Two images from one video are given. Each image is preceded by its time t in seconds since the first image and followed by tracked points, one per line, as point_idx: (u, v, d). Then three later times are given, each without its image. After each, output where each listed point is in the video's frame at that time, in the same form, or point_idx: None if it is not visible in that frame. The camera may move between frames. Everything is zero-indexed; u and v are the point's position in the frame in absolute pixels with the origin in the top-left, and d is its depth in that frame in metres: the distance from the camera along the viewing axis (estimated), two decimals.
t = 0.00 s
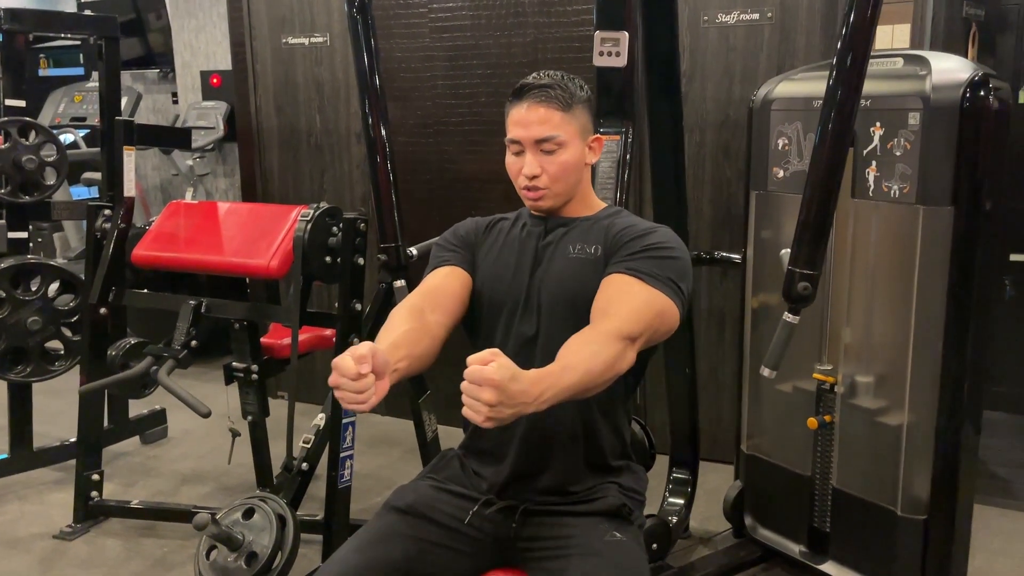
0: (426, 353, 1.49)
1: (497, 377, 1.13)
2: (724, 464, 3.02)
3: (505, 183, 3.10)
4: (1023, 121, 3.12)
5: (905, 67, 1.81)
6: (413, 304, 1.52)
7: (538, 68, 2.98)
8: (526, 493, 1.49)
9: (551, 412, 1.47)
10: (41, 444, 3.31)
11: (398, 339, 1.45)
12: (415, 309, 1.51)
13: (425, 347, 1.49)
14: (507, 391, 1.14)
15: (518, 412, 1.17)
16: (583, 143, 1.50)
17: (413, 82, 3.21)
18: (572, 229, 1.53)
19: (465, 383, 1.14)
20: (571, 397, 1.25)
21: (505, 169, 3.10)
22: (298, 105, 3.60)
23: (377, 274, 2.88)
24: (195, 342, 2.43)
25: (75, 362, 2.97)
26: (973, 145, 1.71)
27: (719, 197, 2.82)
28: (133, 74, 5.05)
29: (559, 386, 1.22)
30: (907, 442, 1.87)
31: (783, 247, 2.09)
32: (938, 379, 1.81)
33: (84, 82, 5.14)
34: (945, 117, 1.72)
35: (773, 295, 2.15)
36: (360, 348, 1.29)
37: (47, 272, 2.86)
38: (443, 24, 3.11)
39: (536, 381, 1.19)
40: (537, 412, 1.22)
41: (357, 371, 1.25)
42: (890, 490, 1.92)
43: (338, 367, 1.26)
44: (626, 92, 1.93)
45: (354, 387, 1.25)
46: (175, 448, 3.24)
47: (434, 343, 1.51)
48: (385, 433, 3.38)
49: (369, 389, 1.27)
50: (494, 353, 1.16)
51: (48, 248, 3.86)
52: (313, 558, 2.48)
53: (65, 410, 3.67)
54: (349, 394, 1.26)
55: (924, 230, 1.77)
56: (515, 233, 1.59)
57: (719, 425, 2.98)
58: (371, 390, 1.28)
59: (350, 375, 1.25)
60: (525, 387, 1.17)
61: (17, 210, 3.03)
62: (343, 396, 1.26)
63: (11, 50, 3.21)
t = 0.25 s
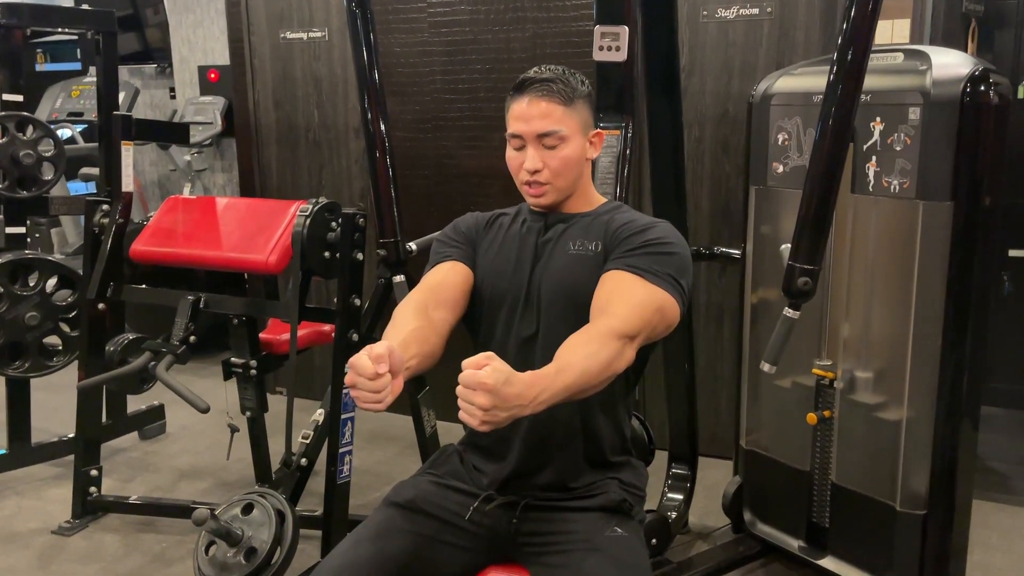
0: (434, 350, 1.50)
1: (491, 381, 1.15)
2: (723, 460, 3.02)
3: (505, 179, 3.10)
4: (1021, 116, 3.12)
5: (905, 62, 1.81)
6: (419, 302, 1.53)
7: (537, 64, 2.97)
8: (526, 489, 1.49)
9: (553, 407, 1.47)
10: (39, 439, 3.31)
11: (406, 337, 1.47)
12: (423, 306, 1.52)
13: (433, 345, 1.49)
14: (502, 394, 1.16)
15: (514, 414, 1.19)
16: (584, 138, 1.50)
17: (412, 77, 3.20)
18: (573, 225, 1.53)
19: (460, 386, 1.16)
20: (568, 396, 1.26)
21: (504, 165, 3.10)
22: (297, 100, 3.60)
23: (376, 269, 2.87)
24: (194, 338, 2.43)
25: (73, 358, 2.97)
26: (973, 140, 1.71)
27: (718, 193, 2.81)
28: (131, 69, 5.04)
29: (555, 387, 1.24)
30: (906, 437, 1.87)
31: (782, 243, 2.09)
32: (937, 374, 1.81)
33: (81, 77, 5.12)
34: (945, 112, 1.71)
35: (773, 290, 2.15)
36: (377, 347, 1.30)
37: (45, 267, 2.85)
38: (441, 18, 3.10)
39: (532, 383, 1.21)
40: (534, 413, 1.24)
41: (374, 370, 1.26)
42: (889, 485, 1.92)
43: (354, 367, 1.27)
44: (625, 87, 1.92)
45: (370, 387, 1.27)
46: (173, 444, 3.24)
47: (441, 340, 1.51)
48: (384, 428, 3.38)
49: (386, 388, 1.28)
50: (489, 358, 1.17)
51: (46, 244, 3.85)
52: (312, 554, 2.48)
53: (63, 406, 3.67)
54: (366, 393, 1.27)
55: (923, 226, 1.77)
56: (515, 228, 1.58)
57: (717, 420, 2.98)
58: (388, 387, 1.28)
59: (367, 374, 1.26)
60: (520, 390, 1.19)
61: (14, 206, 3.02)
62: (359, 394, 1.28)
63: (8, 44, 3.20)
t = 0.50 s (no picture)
0: (442, 346, 1.50)
1: (487, 377, 1.15)
2: (722, 457, 3.02)
3: (504, 176, 3.10)
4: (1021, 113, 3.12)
5: (905, 59, 1.81)
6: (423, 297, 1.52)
7: (536, 61, 2.97)
8: (526, 486, 1.49)
9: (553, 404, 1.47)
10: (38, 437, 3.31)
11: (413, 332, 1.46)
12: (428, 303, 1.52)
13: (440, 341, 1.49)
14: (499, 391, 1.16)
15: (511, 410, 1.19)
16: (586, 135, 1.50)
17: (412, 74, 3.20)
18: (573, 222, 1.53)
19: (456, 382, 1.16)
20: (566, 392, 1.26)
21: (503, 162, 3.09)
22: (296, 97, 3.59)
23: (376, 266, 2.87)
24: (193, 335, 2.42)
25: (72, 355, 2.97)
26: (974, 137, 1.71)
27: (718, 190, 2.81)
28: (129, 67, 5.03)
29: (553, 383, 1.24)
30: (906, 434, 1.87)
31: (782, 240, 2.09)
32: (937, 371, 1.81)
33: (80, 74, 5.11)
34: (945, 109, 1.71)
35: (773, 288, 2.15)
36: (390, 343, 1.30)
37: (44, 265, 2.85)
38: (441, 16, 3.10)
39: (529, 379, 1.21)
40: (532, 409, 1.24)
41: (391, 365, 1.26)
42: (889, 482, 1.92)
43: (370, 362, 1.27)
44: (625, 84, 1.92)
45: (387, 381, 1.26)
46: (172, 441, 3.23)
47: (447, 337, 1.51)
48: (383, 426, 3.38)
49: (402, 382, 1.28)
50: (486, 354, 1.17)
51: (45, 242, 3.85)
52: (312, 551, 2.48)
53: (62, 404, 3.67)
54: (382, 387, 1.27)
55: (924, 223, 1.77)
56: (516, 226, 1.58)
57: (716, 418, 2.98)
58: (403, 382, 1.28)
59: (383, 369, 1.26)
60: (517, 386, 1.19)
61: (13, 203, 3.01)
62: (375, 389, 1.27)
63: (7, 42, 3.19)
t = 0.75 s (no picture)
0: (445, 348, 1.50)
1: (472, 372, 1.16)
2: (722, 456, 3.02)
3: (504, 176, 3.09)
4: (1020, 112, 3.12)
5: (905, 58, 1.81)
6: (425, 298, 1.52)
7: (535, 60, 2.97)
8: (526, 486, 1.49)
9: (552, 404, 1.47)
10: (37, 437, 3.31)
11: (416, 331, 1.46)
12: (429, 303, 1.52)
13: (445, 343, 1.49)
14: (483, 386, 1.17)
15: (496, 405, 1.20)
16: (586, 133, 1.50)
17: (411, 74, 3.19)
18: (574, 222, 1.52)
19: (441, 376, 1.17)
20: (555, 388, 1.27)
21: (503, 162, 3.09)
22: (295, 96, 3.59)
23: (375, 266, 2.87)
24: (192, 335, 2.42)
25: (71, 355, 2.97)
26: (974, 136, 1.70)
27: (717, 189, 2.81)
28: (129, 66, 5.02)
29: (541, 379, 1.24)
30: (905, 433, 1.87)
31: (782, 239, 2.09)
32: (937, 371, 1.81)
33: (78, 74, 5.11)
34: (945, 108, 1.71)
35: (773, 287, 2.15)
36: (403, 346, 1.30)
37: (43, 264, 2.84)
38: (440, 14, 3.09)
39: (514, 375, 1.21)
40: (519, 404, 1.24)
41: (405, 368, 1.26)
42: (889, 481, 1.92)
43: (383, 365, 1.26)
44: (624, 83, 1.92)
45: (401, 384, 1.26)
46: (172, 441, 3.23)
47: (450, 338, 1.51)
48: (383, 425, 3.38)
49: (416, 384, 1.28)
50: (472, 349, 1.18)
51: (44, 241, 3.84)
52: (312, 550, 2.48)
53: (62, 404, 3.66)
54: (395, 390, 1.27)
55: (924, 222, 1.77)
56: (517, 224, 1.58)
57: (716, 417, 2.98)
58: (416, 386, 1.28)
59: (397, 372, 1.26)
60: (503, 381, 1.20)
61: (11, 203, 3.01)
62: (389, 391, 1.27)
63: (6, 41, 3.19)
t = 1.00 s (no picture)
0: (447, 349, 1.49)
1: (468, 370, 1.16)
2: (720, 456, 3.03)
3: (502, 176, 3.09)
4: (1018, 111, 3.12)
5: (903, 58, 1.81)
6: (423, 301, 1.51)
7: (533, 60, 2.96)
8: (524, 487, 1.49)
9: (550, 405, 1.47)
10: (35, 438, 3.30)
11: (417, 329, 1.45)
12: (427, 305, 1.51)
13: (446, 343, 1.48)
14: (479, 384, 1.17)
15: (492, 405, 1.20)
16: (584, 134, 1.50)
17: (409, 74, 3.19)
18: (572, 222, 1.52)
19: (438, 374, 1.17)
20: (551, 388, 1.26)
21: (500, 162, 3.09)
22: (293, 97, 3.58)
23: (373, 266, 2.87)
24: (190, 336, 2.41)
25: (69, 356, 2.96)
26: (971, 135, 1.70)
27: (715, 189, 2.81)
28: (127, 67, 5.01)
29: (537, 378, 1.24)
30: (904, 433, 1.87)
31: (780, 239, 2.09)
32: (935, 371, 1.81)
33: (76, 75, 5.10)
34: (943, 108, 1.71)
35: (770, 287, 2.15)
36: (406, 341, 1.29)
37: (41, 266, 2.84)
38: (438, 15, 3.09)
39: (510, 374, 1.21)
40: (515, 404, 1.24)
41: (411, 361, 1.26)
42: (886, 482, 1.92)
43: (389, 360, 1.26)
44: (622, 83, 1.92)
45: (407, 377, 1.26)
46: (170, 442, 3.23)
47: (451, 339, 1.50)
48: (381, 426, 3.38)
49: (422, 378, 1.28)
50: (469, 347, 1.18)
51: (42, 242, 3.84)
52: (310, 551, 2.48)
53: (60, 405, 3.66)
54: (402, 384, 1.26)
55: (922, 222, 1.77)
56: (515, 225, 1.58)
57: (714, 417, 2.99)
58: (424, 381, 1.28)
59: (402, 365, 1.26)
60: (498, 379, 1.19)
61: (9, 204, 3.01)
62: (394, 386, 1.27)
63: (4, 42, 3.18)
